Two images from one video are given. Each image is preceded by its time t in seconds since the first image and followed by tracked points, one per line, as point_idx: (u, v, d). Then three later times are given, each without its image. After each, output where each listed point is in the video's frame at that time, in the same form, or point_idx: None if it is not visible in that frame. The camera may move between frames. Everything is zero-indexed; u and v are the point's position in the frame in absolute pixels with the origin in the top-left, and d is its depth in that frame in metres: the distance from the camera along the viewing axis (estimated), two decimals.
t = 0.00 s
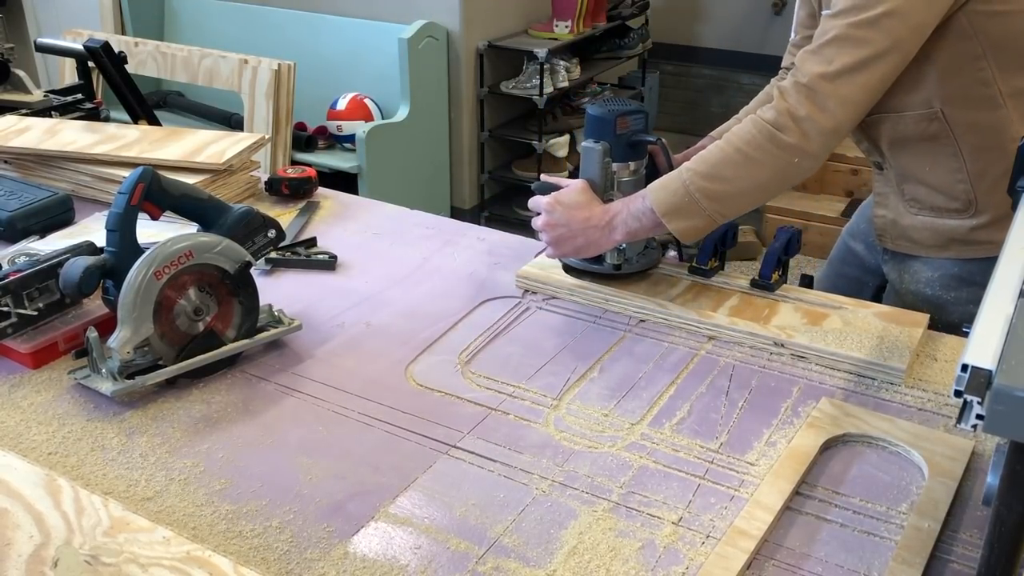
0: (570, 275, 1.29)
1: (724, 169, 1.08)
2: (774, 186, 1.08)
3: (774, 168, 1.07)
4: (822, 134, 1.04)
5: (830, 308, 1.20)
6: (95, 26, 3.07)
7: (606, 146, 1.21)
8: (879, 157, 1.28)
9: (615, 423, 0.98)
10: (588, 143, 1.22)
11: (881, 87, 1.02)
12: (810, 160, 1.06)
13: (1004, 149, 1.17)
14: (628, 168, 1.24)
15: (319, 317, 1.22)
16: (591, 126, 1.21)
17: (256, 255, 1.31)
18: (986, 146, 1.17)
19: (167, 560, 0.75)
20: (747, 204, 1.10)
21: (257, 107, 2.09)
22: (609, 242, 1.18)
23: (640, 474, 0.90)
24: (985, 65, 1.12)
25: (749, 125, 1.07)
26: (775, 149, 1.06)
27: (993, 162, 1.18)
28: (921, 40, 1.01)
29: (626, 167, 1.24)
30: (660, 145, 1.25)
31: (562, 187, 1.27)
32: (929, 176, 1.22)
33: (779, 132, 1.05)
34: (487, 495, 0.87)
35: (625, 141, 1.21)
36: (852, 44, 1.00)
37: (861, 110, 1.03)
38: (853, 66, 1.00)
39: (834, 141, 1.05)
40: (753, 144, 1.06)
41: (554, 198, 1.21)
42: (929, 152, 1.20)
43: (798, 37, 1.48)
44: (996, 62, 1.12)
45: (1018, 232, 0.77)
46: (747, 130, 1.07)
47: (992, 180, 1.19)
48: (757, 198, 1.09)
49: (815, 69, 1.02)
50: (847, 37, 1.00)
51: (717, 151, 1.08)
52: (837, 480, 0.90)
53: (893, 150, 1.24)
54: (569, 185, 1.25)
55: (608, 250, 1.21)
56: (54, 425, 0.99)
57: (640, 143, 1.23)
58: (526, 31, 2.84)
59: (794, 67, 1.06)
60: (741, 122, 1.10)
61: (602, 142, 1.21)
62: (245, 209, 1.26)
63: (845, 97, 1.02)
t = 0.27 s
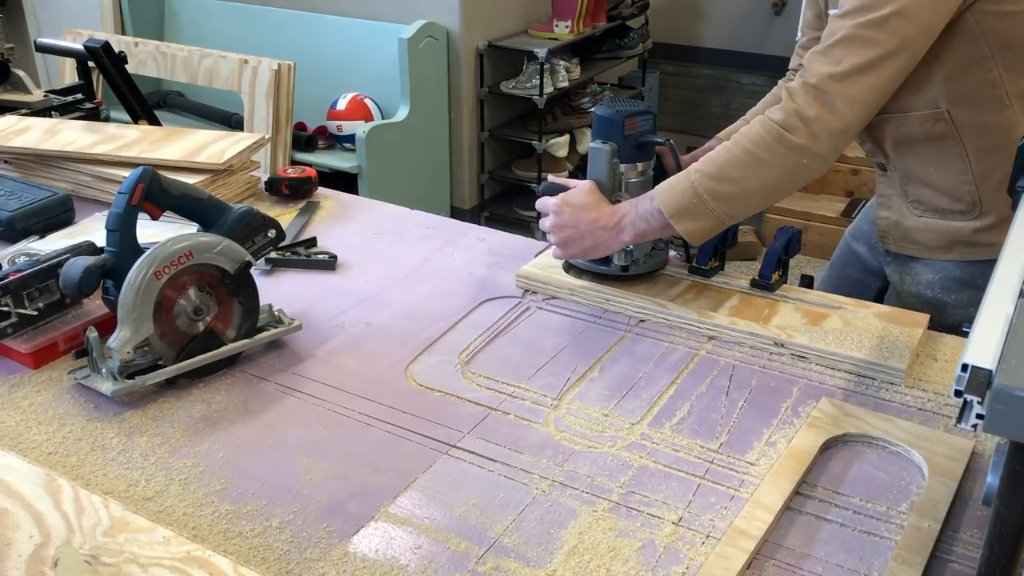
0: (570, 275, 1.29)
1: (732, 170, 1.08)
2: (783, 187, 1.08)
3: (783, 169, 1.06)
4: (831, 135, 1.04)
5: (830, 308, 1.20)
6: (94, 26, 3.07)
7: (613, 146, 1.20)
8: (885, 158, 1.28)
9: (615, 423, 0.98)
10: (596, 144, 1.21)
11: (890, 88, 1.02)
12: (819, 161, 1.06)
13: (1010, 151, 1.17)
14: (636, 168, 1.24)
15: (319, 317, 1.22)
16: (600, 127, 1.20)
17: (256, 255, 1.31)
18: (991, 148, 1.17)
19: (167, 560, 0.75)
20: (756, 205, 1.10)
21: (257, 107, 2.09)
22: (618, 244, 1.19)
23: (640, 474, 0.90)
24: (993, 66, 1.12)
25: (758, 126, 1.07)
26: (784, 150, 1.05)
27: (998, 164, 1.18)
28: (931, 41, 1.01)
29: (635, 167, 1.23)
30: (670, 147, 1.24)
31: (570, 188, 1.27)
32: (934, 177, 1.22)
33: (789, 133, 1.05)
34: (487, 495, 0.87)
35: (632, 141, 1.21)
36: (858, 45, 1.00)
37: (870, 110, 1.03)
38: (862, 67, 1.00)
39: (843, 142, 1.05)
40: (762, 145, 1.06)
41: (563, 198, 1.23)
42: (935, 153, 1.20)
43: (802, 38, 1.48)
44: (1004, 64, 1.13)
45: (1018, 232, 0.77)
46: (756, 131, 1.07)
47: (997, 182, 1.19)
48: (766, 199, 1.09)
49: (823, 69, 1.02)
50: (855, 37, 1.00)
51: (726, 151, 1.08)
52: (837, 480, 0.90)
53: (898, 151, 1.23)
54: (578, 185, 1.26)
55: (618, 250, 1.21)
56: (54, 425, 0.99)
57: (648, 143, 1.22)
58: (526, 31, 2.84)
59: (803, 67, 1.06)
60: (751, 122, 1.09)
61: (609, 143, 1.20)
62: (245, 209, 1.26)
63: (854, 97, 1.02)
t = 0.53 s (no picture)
0: (570, 275, 1.29)
1: (734, 171, 1.08)
2: (785, 188, 1.08)
3: (785, 170, 1.06)
4: (834, 135, 1.04)
5: (830, 308, 1.20)
6: (94, 26, 3.07)
7: (615, 146, 1.20)
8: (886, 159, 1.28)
9: (615, 423, 0.98)
10: (597, 144, 1.21)
11: (893, 89, 1.02)
12: (821, 161, 1.06)
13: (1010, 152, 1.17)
14: (637, 169, 1.23)
15: (319, 318, 1.22)
16: (600, 128, 1.20)
17: (256, 255, 1.31)
18: (992, 149, 1.17)
19: (167, 560, 0.75)
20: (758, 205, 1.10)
21: (257, 107, 2.09)
22: (619, 245, 1.19)
23: (640, 474, 0.90)
24: (994, 67, 1.12)
25: (759, 126, 1.07)
26: (787, 150, 1.05)
27: (999, 165, 1.18)
28: (933, 41, 1.01)
29: (636, 168, 1.23)
30: (672, 147, 1.22)
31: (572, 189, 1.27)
32: (935, 179, 1.22)
33: (790, 133, 1.05)
34: (487, 495, 0.87)
35: (634, 142, 1.20)
36: (861, 45, 1.00)
37: (872, 111, 1.03)
38: (864, 67, 1.00)
39: (846, 143, 1.05)
40: (764, 145, 1.06)
41: (563, 198, 1.23)
42: (936, 154, 1.20)
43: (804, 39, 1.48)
44: (1005, 65, 1.13)
45: (1017, 232, 0.77)
46: (758, 131, 1.07)
47: (998, 184, 1.19)
48: (768, 200, 1.09)
49: (825, 70, 1.02)
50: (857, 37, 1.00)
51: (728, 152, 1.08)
52: (838, 480, 0.90)
53: (899, 152, 1.23)
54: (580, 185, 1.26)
55: (621, 250, 1.21)
56: (54, 425, 0.99)
57: (648, 143, 1.21)
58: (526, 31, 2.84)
59: (805, 67, 1.06)
60: (752, 123, 1.09)
61: (610, 144, 1.20)
62: (245, 209, 1.26)
63: (856, 98, 1.02)
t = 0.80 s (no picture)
0: (570, 275, 1.29)
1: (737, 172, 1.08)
2: (788, 189, 1.08)
3: (788, 171, 1.06)
4: (837, 136, 1.03)
5: (829, 308, 1.20)
6: (94, 26, 3.07)
7: (618, 147, 1.20)
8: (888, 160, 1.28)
9: (615, 423, 0.98)
10: (600, 145, 1.21)
11: (895, 89, 1.02)
12: (825, 163, 1.06)
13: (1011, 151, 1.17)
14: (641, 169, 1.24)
15: (319, 318, 1.22)
16: (603, 128, 1.21)
17: (256, 255, 1.31)
18: (993, 149, 1.17)
19: (167, 560, 0.75)
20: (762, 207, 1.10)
21: (257, 107, 2.09)
22: (623, 245, 1.18)
23: (640, 474, 0.90)
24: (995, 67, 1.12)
25: (763, 128, 1.07)
26: (790, 152, 1.05)
27: (1000, 165, 1.18)
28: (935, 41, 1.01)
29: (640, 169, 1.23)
30: (675, 148, 1.22)
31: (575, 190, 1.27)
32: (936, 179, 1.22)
33: (794, 134, 1.05)
34: (487, 495, 0.87)
35: (637, 142, 1.20)
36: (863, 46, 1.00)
37: (875, 112, 1.03)
38: (867, 68, 1.00)
39: (850, 144, 1.05)
40: (767, 146, 1.06)
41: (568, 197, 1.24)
42: (937, 154, 1.20)
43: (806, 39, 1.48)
44: (1006, 64, 1.12)
45: (1017, 232, 0.77)
46: (761, 133, 1.07)
47: (998, 184, 1.19)
48: (771, 201, 1.09)
49: (828, 71, 1.02)
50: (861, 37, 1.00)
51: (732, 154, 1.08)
52: (838, 480, 0.90)
53: (899, 152, 1.23)
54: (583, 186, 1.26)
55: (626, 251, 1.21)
56: (54, 425, 0.99)
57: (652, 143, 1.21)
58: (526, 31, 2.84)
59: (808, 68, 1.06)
60: (757, 124, 1.09)
61: (613, 145, 1.20)
62: (246, 209, 1.26)
63: (858, 99, 1.02)
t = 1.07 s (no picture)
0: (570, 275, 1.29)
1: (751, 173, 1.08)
2: (803, 190, 1.08)
3: (803, 172, 1.06)
4: (851, 137, 1.03)
5: (830, 308, 1.20)
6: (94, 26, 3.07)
7: (631, 149, 1.20)
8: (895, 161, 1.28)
9: (615, 423, 0.98)
10: (613, 147, 1.21)
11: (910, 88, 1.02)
12: (840, 164, 1.06)
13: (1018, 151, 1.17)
14: (654, 172, 1.24)
15: (319, 318, 1.22)
16: (616, 131, 1.21)
17: (256, 255, 1.31)
18: (1000, 149, 1.17)
19: (167, 560, 0.75)
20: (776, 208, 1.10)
21: (257, 107, 2.09)
22: (638, 248, 1.18)
23: (640, 474, 0.90)
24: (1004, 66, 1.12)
25: (778, 129, 1.07)
26: (803, 152, 1.05)
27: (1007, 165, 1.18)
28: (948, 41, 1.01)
29: (653, 172, 1.24)
30: (688, 151, 1.23)
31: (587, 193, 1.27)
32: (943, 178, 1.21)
33: (810, 135, 1.05)
34: (487, 495, 0.87)
35: (650, 145, 1.20)
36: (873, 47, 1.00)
37: (893, 111, 1.03)
38: (883, 67, 1.00)
39: (865, 145, 1.05)
40: (783, 148, 1.06)
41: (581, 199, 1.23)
42: (944, 153, 1.20)
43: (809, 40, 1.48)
44: (1014, 63, 1.12)
45: (1018, 232, 0.77)
46: (777, 134, 1.07)
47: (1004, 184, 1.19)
48: (786, 203, 1.09)
49: (843, 70, 1.02)
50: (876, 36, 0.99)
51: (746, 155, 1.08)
52: (838, 480, 0.90)
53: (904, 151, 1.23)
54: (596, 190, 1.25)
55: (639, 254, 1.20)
56: (54, 425, 0.99)
57: (665, 147, 1.21)
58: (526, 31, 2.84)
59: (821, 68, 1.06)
60: (770, 126, 1.09)
61: (627, 147, 1.20)
62: (245, 209, 1.26)
63: (876, 99, 1.01)
